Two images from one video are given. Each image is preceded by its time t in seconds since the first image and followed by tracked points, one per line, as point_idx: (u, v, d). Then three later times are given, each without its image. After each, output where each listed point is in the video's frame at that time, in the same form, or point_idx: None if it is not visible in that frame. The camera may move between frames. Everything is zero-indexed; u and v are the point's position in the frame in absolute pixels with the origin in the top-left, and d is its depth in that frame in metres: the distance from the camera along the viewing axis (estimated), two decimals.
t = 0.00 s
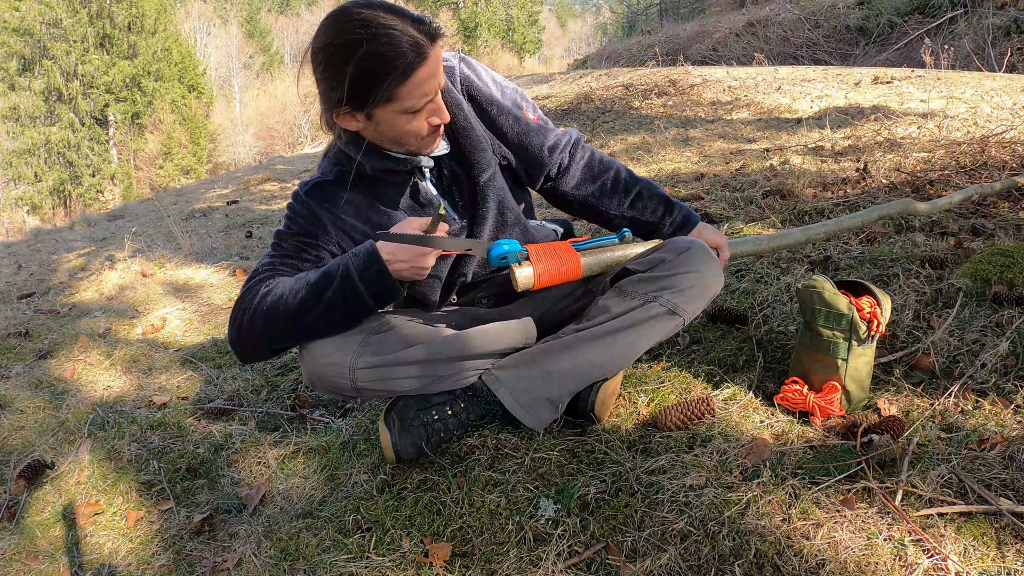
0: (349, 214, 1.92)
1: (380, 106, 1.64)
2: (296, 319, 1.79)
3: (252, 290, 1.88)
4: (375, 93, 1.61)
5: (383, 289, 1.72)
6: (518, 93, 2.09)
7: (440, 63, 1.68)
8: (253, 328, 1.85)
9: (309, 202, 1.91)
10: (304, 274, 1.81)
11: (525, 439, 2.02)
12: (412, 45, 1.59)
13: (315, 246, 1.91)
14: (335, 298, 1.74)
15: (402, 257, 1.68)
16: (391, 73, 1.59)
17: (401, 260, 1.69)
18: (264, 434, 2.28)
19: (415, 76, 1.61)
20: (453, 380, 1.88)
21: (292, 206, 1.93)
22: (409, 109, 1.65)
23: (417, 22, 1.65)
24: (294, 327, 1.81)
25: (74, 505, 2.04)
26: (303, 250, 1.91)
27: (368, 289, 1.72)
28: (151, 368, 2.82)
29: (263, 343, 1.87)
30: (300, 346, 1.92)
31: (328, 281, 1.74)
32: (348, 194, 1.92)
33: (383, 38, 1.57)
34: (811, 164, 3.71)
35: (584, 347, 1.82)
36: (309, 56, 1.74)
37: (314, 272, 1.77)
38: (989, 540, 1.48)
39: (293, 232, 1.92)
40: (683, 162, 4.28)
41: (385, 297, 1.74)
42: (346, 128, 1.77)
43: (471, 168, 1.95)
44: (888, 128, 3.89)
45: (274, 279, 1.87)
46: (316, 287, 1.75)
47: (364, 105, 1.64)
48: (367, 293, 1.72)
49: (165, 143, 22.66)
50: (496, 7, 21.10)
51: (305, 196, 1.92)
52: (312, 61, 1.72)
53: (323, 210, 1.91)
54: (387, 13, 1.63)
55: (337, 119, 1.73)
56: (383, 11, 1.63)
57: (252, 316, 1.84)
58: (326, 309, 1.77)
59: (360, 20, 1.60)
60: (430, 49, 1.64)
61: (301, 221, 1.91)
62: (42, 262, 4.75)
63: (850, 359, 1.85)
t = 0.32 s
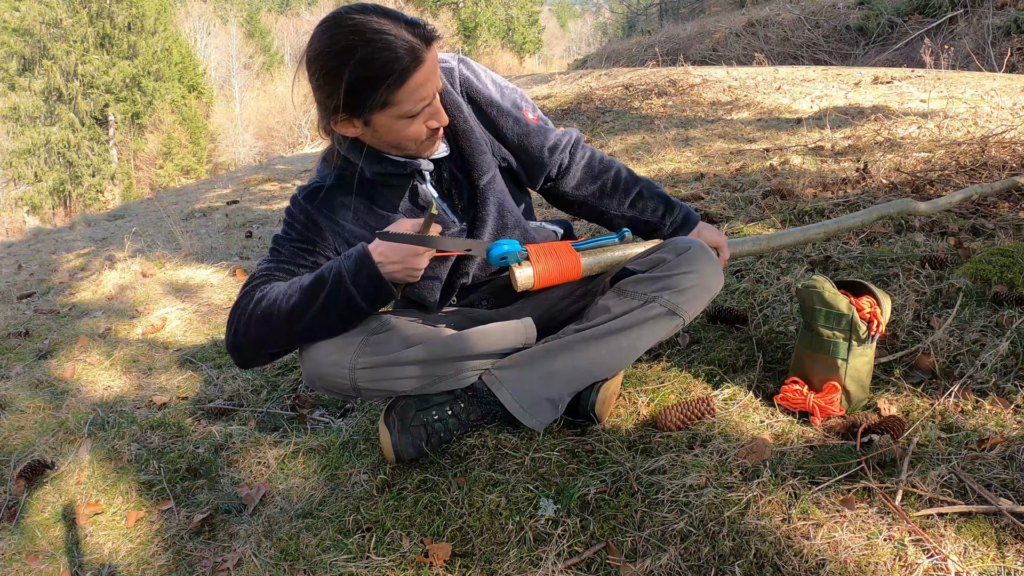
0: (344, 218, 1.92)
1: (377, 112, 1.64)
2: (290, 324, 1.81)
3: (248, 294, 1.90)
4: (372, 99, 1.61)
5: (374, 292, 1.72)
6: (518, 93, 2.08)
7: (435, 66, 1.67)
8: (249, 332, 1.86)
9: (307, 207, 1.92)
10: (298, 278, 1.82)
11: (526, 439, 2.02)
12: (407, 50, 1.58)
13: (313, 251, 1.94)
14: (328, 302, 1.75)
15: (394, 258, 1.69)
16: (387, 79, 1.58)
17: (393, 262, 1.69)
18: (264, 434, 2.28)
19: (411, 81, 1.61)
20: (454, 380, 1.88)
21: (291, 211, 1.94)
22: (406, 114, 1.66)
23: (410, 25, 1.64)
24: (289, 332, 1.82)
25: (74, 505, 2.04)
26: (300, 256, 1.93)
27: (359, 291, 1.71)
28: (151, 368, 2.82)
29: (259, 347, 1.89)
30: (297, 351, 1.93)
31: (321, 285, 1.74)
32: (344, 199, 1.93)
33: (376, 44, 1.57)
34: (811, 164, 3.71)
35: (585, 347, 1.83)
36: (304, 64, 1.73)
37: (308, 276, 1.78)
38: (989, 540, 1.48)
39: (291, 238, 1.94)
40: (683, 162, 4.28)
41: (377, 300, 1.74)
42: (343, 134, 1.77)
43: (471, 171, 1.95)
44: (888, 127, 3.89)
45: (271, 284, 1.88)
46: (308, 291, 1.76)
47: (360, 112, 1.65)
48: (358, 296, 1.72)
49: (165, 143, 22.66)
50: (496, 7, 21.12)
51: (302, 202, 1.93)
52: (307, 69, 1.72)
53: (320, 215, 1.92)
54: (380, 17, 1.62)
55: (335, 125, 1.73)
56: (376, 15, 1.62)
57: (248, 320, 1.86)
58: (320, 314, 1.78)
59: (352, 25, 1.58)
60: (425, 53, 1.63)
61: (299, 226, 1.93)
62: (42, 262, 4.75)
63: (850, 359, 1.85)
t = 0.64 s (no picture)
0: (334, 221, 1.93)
1: (376, 118, 1.64)
2: (280, 327, 1.82)
3: (243, 300, 1.93)
4: (370, 105, 1.61)
5: (360, 293, 1.72)
6: (517, 95, 2.08)
7: (433, 71, 1.68)
8: (244, 337, 1.89)
9: (304, 212, 1.94)
10: (290, 283, 1.84)
11: (525, 439, 2.02)
12: (406, 56, 1.58)
13: (310, 257, 1.95)
14: (315, 304, 1.76)
15: (381, 260, 1.67)
16: (386, 85, 1.59)
17: (381, 263, 1.68)
18: (264, 434, 2.28)
19: (410, 86, 1.61)
20: (454, 380, 1.88)
21: (289, 215, 1.97)
22: (405, 119, 1.66)
23: (408, 30, 1.63)
24: (280, 336, 1.84)
25: (74, 505, 2.04)
26: (297, 261, 1.96)
27: (344, 293, 1.72)
28: (151, 368, 2.82)
29: (254, 351, 1.91)
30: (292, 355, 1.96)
31: (309, 288, 1.76)
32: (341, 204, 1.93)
33: (375, 50, 1.56)
34: (811, 164, 3.71)
35: (584, 346, 1.82)
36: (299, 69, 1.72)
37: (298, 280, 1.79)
38: (989, 540, 1.48)
39: (287, 243, 1.97)
40: (683, 162, 4.28)
41: (365, 301, 1.75)
42: (342, 140, 1.77)
43: (470, 174, 1.95)
44: (888, 127, 3.89)
45: (265, 289, 1.91)
46: (296, 295, 1.77)
47: (359, 117, 1.64)
48: (345, 298, 1.73)
49: (165, 142, 22.66)
50: (496, 7, 21.13)
51: (297, 208, 1.96)
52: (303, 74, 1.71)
53: (316, 221, 1.93)
54: (376, 22, 1.61)
55: (333, 131, 1.72)
56: (373, 20, 1.61)
57: (243, 325, 1.88)
58: (306, 317, 1.79)
59: (349, 31, 1.57)
60: (424, 58, 1.63)
61: (296, 231, 1.95)
62: (42, 262, 4.74)
63: (850, 360, 1.86)
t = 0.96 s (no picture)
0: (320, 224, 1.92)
1: (371, 123, 1.64)
2: (274, 334, 1.84)
3: (237, 307, 1.95)
4: (366, 111, 1.61)
5: (345, 301, 1.73)
6: (512, 96, 2.08)
7: (427, 74, 1.68)
8: (238, 344, 1.91)
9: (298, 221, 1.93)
10: (280, 291, 1.85)
11: (526, 439, 2.02)
12: (401, 60, 1.58)
13: (304, 264, 1.95)
14: (305, 312, 1.77)
15: (365, 265, 1.66)
16: (380, 91, 1.59)
17: (365, 269, 1.67)
18: (264, 434, 2.28)
19: (404, 91, 1.61)
20: (453, 380, 1.88)
21: (283, 223, 1.96)
22: (400, 124, 1.66)
23: (401, 35, 1.64)
24: (272, 343, 1.86)
25: (74, 505, 2.04)
26: (292, 269, 1.96)
27: (328, 300, 1.73)
28: (151, 368, 2.82)
29: (248, 358, 1.93)
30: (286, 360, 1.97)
31: (295, 296, 1.77)
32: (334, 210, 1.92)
33: (369, 55, 1.56)
34: (811, 164, 3.71)
35: (583, 345, 1.83)
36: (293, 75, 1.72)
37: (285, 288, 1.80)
38: (989, 540, 1.48)
39: (277, 250, 1.98)
40: (683, 162, 4.28)
41: (350, 307, 1.75)
42: (336, 145, 1.76)
43: (466, 178, 1.95)
44: (888, 127, 3.89)
45: (257, 297, 1.92)
46: (286, 303, 1.78)
47: (355, 123, 1.64)
48: (330, 304, 1.74)
49: (165, 142, 22.66)
50: (496, 7, 21.11)
51: (287, 214, 1.96)
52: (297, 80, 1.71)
53: (309, 229, 1.92)
54: (370, 27, 1.61)
55: (328, 137, 1.72)
56: (366, 25, 1.61)
57: (236, 333, 1.90)
58: (296, 324, 1.79)
59: (343, 37, 1.57)
60: (418, 62, 1.63)
61: (290, 241, 1.94)
62: (42, 262, 4.74)
63: (850, 360, 1.85)
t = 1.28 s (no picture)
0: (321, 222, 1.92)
1: (375, 117, 1.64)
2: (276, 333, 1.85)
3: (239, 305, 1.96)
4: (370, 105, 1.61)
5: (340, 297, 1.73)
6: (513, 95, 2.08)
7: (431, 70, 1.68)
8: (239, 342, 1.93)
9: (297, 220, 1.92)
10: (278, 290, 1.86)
11: (525, 439, 2.02)
12: (405, 55, 1.59)
13: (305, 263, 1.95)
14: (303, 309, 1.77)
15: (361, 262, 1.65)
16: (385, 84, 1.59)
17: (361, 266, 1.66)
18: (264, 434, 2.29)
19: (409, 85, 1.61)
20: (452, 380, 1.88)
21: (284, 223, 1.96)
22: (404, 119, 1.66)
23: (406, 30, 1.64)
24: (271, 342, 1.87)
25: (74, 505, 2.04)
26: (293, 269, 1.96)
27: (322, 296, 1.72)
28: (151, 368, 2.82)
29: (250, 355, 1.95)
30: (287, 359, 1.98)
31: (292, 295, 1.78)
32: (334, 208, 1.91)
33: (374, 48, 1.56)
34: (811, 164, 3.72)
35: (583, 344, 1.83)
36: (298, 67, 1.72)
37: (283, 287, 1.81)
38: (989, 540, 1.48)
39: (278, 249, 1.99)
40: (683, 162, 4.28)
41: (345, 304, 1.75)
42: (340, 139, 1.76)
43: (467, 175, 1.95)
44: (888, 127, 3.89)
45: (257, 295, 1.93)
46: (286, 302, 1.79)
47: (359, 117, 1.64)
48: (324, 304, 1.74)
49: (165, 142, 22.66)
50: (496, 7, 21.08)
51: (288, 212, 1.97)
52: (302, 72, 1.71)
53: (308, 228, 1.91)
54: (376, 21, 1.61)
55: (331, 130, 1.72)
56: (372, 18, 1.61)
57: (238, 330, 1.92)
58: (294, 323, 1.80)
59: (348, 30, 1.57)
60: (422, 57, 1.63)
61: (290, 240, 1.95)
62: (42, 262, 4.75)
63: (850, 359, 1.86)
